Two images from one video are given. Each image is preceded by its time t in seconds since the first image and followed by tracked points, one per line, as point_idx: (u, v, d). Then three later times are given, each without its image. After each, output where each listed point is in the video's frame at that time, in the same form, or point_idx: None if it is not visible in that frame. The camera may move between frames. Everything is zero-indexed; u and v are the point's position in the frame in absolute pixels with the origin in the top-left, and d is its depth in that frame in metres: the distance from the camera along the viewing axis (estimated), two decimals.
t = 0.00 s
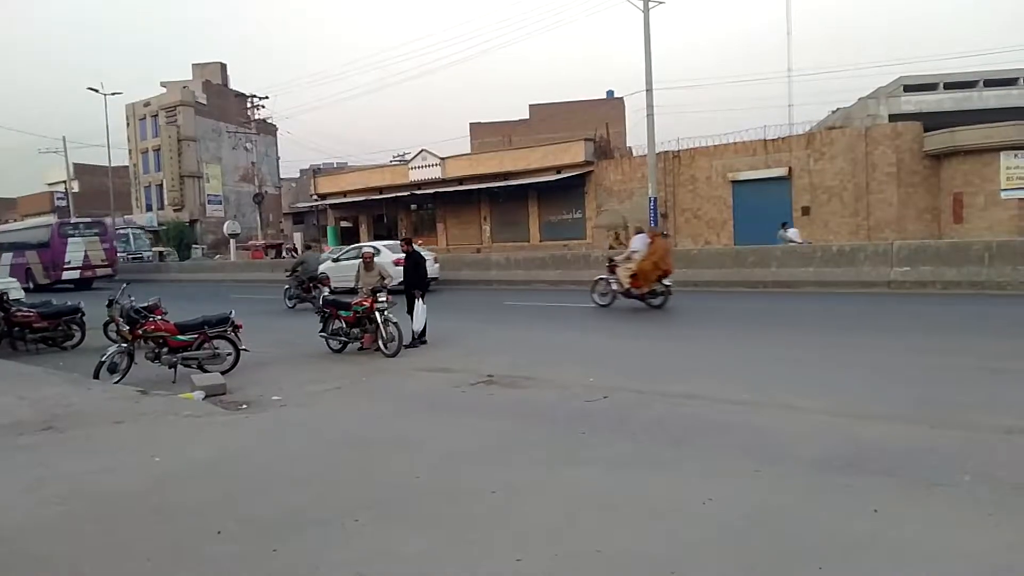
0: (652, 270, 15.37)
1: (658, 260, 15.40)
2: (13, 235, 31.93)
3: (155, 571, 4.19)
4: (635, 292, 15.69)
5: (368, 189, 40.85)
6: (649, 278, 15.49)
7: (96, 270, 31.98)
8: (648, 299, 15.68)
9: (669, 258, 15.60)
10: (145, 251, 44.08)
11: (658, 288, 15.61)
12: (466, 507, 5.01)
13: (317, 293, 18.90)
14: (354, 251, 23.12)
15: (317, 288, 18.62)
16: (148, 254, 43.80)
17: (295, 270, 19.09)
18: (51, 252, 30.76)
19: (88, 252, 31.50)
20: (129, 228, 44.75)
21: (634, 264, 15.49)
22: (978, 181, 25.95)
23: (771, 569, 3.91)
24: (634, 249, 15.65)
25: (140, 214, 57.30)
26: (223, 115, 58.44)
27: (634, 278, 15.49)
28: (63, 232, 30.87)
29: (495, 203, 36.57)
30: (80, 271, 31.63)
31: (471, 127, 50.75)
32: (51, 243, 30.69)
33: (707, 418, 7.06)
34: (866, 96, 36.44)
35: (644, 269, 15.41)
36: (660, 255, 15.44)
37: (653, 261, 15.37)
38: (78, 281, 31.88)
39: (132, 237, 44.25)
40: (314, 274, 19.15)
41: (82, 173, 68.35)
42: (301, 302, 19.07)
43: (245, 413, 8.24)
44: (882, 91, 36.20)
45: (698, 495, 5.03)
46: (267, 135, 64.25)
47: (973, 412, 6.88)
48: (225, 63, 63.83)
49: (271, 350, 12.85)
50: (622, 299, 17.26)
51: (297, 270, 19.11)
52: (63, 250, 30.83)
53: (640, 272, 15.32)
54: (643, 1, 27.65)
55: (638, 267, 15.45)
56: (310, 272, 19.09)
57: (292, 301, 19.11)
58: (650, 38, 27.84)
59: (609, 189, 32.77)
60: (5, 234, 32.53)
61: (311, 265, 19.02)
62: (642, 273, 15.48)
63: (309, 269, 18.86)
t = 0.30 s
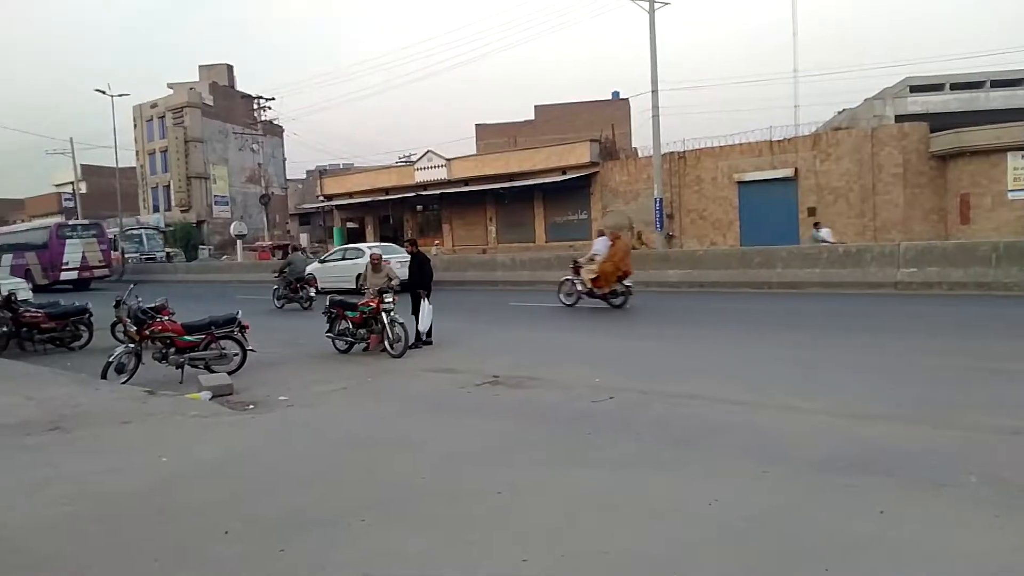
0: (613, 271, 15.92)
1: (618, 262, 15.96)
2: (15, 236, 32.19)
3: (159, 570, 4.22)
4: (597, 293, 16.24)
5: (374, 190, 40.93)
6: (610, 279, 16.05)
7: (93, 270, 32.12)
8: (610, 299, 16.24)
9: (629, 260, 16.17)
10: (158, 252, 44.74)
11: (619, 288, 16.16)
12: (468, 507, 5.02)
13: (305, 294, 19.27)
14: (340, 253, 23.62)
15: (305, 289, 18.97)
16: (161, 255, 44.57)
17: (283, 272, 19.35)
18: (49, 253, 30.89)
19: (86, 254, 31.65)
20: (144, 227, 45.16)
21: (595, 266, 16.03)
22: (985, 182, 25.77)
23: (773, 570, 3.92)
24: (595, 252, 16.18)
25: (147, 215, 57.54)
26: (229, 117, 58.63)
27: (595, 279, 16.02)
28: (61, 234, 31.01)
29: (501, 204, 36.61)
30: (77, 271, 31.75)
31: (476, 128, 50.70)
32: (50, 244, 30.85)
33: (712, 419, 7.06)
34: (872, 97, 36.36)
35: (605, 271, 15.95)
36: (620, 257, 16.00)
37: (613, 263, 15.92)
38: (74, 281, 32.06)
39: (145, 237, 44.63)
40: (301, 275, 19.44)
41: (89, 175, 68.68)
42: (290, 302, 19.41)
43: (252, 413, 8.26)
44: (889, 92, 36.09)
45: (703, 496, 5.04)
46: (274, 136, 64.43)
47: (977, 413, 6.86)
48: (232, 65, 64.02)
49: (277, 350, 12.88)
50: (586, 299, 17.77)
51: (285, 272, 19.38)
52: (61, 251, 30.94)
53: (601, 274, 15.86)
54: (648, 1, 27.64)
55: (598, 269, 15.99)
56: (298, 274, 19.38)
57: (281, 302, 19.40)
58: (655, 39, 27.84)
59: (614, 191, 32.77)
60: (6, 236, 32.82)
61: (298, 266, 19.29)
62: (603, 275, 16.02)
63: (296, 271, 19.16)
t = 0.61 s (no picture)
0: (574, 274, 16.40)
1: (579, 265, 16.43)
2: (10, 239, 32.42)
3: (161, 571, 4.21)
4: (558, 294, 16.74)
5: (376, 191, 40.95)
6: (572, 281, 16.53)
7: (86, 273, 32.31)
8: (572, 300, 16.72)
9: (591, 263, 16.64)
10: (166, 252, 44.97)
11: (580, 290, 16.64)
12: (469, 509, 5.01)
13: (288, 296, 19.53)
14: (323, 255, 24.38)
15: (288, 291, 19.21)
16: (169, 256, 44.86)
17: (266, 274, 19.57)
18: (43, 254, 31.23)
19: (79, 255, 31.93)
20: (152, 228, 45.23)
21: (557, 268, 16.52)
22: (987, 184, 25.85)
23: (773, 571, 3.91)
24: (559, 254, 16.66)
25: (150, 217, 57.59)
26: (232, 118, 58.68)
27: (558, 281, 16.50)
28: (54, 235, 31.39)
29: (504, 206, 36.59)
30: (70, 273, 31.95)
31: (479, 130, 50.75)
32: (44, 246, 31.17)
33: (714, 420, 7.05)
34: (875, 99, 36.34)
35: (566, 273, 16.44)
36: (582, 260, 16.48)
37: (574, 266, 16.41)
38: (68, 284, 32.28)
39: (154, 239, 44.77)
40: (285, 277, 19.67)
41: (93, 177, 68.81)
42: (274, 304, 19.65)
43: (254, 415, 8.27)
44: (892, 93, 36.07)
45: (707, 498, 5.01)
46: (277, 138, 64.47)
47: (980, 415, 6.84)
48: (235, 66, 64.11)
49: (279, 351, 12.88)
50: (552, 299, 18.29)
51: (269, 274, 19.60)
52: (55, 253, 31.24)
53: (563, 276, 16.35)
54: (652, 3, 27.64)
55: (561, 271, 16.47)
56: (281, 276, 19.61)
57: (265, 303, 19.61)
58: (658, 41, 27.82)
59: (617, 192, 32.73)
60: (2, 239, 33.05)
61: (282, 268, 19.51)
62: (565, 277, 16.51)
63: (279, 273, 19.39)
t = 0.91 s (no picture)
0: (541, 273, 16.94)
1: (546, 263, 16.96)
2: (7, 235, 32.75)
3: (166, 569, 4.22)
4: (525, 292, 17.28)
5: (380, 190, 41.00)
6: (538, 280, 17.07)
7: (82, 270, 32.93)
8: (539, 298, 17.28)
9: (556, 261, 17.19)
10: (177, 250, 45.12)
11: (547, 288, 17.21)
12: (473, 508, 5.01)
13: (276, 293, 20.12)
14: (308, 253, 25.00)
15: (277, 290, 19.74)
16: (180, 254, 45.06)
17: (255, 272, 20.10)
18: (40, 252, 31.67)
19: (75, 254, 32.38)
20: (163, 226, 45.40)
21: (524, 267, 17.02)
22: (993, 184, 25.76)
23: (776, 571, 3.92)
24: (525, 254, 17.16)
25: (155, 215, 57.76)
26: (237, 117, 58.80)
27: (525, 280, 17.03)
28: (51, 234, 31.75)
29: (508, 205, 36.60)
30: (67, 271, 32.51)
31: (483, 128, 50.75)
32: (41, 245, 31.58)
33: (718, 420, 7.07)
34: (880, 98, 36.27)
35: (533, 272, 16.97)
36: (547, 259, 17.03)
37: (541, 265, 16.95)
38: (64, 281, 32.95)
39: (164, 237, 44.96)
40: (271, 274, 20.24)
41: (98, 175, 69.01)
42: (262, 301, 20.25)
43: (259, 413, 8.30)
44: (897, 92, 35.97)
45: (710, 498, 5.02)
46: (281, 136, 64.60)
47: (986, 416, 6.82)
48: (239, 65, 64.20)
49: (283, 350, 12.92)
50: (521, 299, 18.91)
51: (257, 271, 20.13)
52: (52, 252, 31.69)
53: (530, 275, 16.88)
54: (656, 2, 27.60)
55: (528, 270, 16.99)
56: (269, 274, 20.16)
57: (253, 301, 20.11)
58: (663, 40, 27.79)
59: (621, 192, 32.72)
60: None
61: (269, 266, 20.03)
62: (531, 276, 17.03)
63: (266, 272, 19.95)
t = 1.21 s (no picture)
0: (506, 274, 17.65)
1: (510, 265, 17.68)
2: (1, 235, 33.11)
3: (166, 569, 4.23)
4: (490, 292, 17.97)
5: (381, 190, 41.01)
6: (504, 281, 17.76)
7: (73, 270, 33.35)
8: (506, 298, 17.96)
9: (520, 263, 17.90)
10: (184, 250, 45.12)
11: (512, 288, 17.90)
12: (475, 509, 5.01)
13: (259, 293, 20.49)
14: (290, 254, 25.38)
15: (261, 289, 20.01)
16: (187, 254, 45.05)
17: (240, 273, 20.25)
18: (32, 253, 32.01)
19: (67, 254, 32.80)
20: (170, 225, 45.09)
21: (491, 269, 17.67)
22: (994, 184, 25.73)
23: (778, 571, 3.91)
24: (491, 255, 17.78)
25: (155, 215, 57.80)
26: (238, 117, 58.83)
27: (492, 281, 17.69)
28: (43, 235, 32.09)
29: (508, 205, 36.60)
30: (59, 271, 32.85)
31: (483, 129, 50.76)
32: (33, 245, 31.92)
33: (719, 421, 7.07)
34: (881, 99, 36.29)
35: (499, 273, 17.68)
36: (512, 260, 17.70)
37: (507, 266, 17.61)
38: (56, 280, 33.39)
39: (171, 236, 44.62)
40: (256, 274, 20.48)
41: (99, 174, 69.08)
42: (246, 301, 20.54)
43: (259, 413, 8.29)
44: (898, 93, 35.97)
45: (710, 499, 5.02)
46: (282, 137, 64.64)
47: (987, 416, 6.80)
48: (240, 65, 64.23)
49: (283, 350, 12.91)
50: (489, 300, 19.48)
51: (242, 273, 20.31)
52: (44, 252, 32.03)
53: (496, 276, 17.54)
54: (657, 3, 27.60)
55: (494, 271, 17.69)
56: (252, 273, 20.39)
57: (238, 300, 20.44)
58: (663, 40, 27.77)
59: (622, 192, 32.72)
60: None
61: (253, 267, 20.25)
62: (498, 277, 17.69)
63: (250, 274, 20.12)
